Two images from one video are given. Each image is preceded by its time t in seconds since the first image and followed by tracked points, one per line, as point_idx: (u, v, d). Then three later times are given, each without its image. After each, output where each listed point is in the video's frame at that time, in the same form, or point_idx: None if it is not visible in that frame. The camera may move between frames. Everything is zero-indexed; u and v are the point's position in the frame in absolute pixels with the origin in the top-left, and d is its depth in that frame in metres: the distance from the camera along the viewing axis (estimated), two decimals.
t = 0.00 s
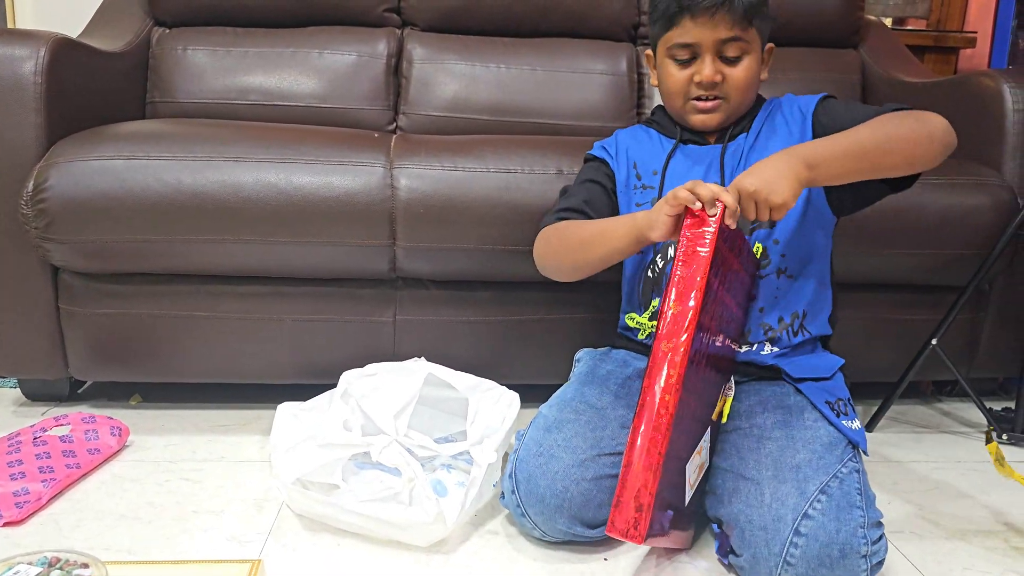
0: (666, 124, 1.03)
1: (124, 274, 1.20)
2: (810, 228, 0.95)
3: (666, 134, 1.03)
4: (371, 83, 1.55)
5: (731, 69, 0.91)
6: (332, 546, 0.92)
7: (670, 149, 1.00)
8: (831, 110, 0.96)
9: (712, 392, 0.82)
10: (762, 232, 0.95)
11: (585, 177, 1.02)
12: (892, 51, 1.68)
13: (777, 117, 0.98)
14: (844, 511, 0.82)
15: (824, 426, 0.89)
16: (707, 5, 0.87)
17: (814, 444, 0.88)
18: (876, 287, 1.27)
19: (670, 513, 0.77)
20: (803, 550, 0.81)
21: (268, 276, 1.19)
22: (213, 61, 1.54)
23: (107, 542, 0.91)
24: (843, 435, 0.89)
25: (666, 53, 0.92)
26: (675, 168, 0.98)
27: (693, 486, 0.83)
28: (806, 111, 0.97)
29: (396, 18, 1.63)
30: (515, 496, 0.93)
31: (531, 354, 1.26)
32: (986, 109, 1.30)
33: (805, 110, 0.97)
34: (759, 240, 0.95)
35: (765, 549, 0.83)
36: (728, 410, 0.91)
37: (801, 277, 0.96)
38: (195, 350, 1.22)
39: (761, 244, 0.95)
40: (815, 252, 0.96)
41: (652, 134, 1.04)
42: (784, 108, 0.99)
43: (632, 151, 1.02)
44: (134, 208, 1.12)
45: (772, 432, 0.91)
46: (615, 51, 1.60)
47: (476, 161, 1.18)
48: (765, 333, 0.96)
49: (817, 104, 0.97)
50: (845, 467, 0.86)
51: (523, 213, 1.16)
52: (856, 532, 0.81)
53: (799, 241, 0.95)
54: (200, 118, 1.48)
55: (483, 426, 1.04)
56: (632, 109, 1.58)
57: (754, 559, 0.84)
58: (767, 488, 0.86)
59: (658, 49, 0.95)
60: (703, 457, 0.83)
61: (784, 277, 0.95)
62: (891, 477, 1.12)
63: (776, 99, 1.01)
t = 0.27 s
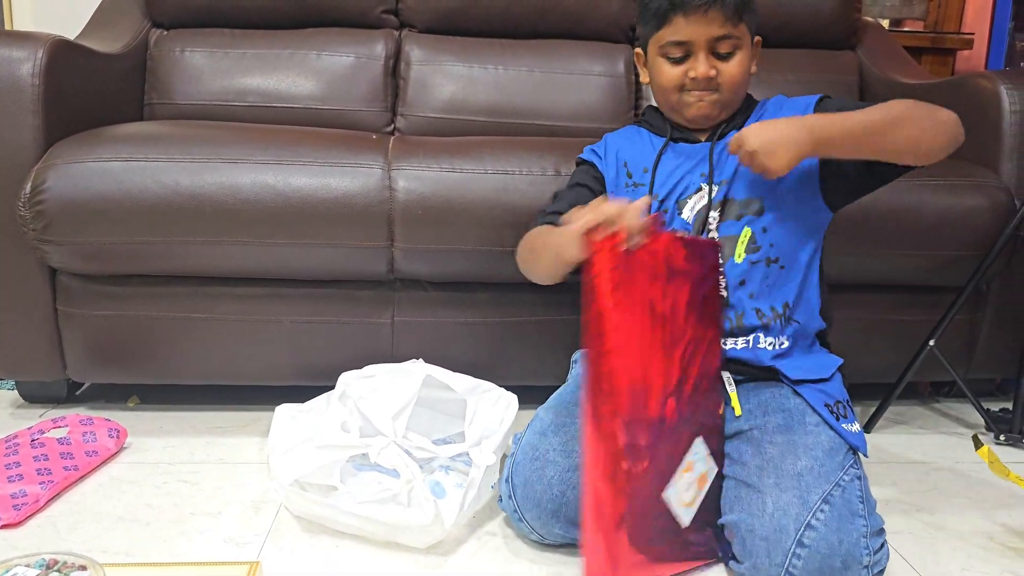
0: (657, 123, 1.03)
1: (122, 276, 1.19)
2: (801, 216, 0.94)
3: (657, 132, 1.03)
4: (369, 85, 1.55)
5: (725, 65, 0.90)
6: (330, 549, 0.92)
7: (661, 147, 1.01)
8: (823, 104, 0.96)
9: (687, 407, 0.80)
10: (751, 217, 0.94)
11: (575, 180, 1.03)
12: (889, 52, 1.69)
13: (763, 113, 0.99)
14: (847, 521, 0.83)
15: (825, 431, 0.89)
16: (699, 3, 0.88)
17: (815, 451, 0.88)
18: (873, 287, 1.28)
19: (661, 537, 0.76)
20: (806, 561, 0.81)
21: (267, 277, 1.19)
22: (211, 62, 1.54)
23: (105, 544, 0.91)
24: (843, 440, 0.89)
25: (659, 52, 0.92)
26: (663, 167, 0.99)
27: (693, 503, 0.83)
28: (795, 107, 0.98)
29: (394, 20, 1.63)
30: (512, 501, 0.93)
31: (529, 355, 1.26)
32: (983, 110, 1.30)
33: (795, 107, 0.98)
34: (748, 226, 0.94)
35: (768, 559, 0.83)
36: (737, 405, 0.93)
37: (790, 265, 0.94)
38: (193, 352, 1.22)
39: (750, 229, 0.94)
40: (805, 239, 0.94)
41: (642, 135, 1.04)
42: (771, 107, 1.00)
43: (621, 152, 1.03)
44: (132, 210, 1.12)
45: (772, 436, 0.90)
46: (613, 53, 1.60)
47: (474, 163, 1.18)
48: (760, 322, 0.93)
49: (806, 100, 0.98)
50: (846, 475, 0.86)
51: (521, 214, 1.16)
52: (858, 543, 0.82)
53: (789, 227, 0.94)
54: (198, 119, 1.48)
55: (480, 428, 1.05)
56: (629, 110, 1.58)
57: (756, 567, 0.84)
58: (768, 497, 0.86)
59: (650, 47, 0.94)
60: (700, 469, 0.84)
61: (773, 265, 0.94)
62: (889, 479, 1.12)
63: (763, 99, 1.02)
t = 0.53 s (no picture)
0: (666, 135, 1.04)
1: (120, 278, 1.20)
2: (815, 249, 0.98)
3: (665, 145, 1.03)
4: (367, 87, 1.55)
5: (711, 62, 0.90)
6: (328, 549, 0.93)
7: (670, 161, 1.01)
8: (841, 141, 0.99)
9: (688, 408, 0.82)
10: (777, 246, 0.96)
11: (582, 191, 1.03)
12: (886, 55, 1.69)
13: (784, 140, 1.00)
14: (843, 518, 0.83)
15: (823, 431, 0.90)
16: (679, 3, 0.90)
17: (814, 449, 0.88)
18: (871, 289, 1.28)
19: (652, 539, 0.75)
20: (802, 555, 0.81)
21: (265, 279, 1.19)
22: (210, 65, 1.54)
23: (104, 546, 0.91)
24: (841, 440, 0.89)
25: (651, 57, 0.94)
26: (669, 181, 0.99)
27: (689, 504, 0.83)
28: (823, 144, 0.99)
29: (392, 22, 1.63)
30: (511, 495, 0.94)
31: (527, 357, 1.26)
32: (979, 112, 1.31)
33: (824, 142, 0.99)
34: (773, 254, 0.96)
35: (764, 554, 0.83)
36: (733, 406, 0.94)
37: (801, 295, 0.98)
38: (192, 353, 1.22)
39: (775, 258, 0.96)
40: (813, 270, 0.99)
41: (651, 144, 1.04)
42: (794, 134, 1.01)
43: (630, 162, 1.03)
44: (130, 212, 1.12)
45: (772, 434, 0.91)
46: (611, 55, 1.61)
47: (472, 165, 1.18)
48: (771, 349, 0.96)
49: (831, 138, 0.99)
50: (843, 473, 0.86)
51: (519, 216, 1.16)
52: (855, 539, 0.81)
53: (806, 258, 0.98)
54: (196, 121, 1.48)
55: (479, 429, 1.05)
56: (627, 112, 1.58)
57: (752, 563, 0.84)
58: (766, 493, 0.86)
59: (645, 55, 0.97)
60: (695, 469, 0.85)
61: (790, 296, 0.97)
62: (886, 480, 1.13)
63: (780, 125, 1.03)
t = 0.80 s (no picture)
0: (673, 142, 1.02)
1: (118, 280, 1.19)
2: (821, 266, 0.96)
3: (673, 152, 1.02)
4: (365, 90, 1.55)
5: (734, 69, 0.89)
6: (328, 553, 0.92)
7: (677, 170, 0.99)
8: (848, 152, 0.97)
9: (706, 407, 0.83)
10: (784, 269, 0.95)
11: (593, 200, 1.02)
12: (884, 57, 1.69)
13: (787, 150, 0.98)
14: (841, 518, 0.83)
15: (821, 433, 0.90)
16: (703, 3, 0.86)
17: (812, 451, 0.88)
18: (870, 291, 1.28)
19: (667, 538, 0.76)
20: (800, 556, 0.81)
21: (263, 281, 1.19)
22: (209, 67, 1.54)
23: (102, 548, 0.91)
24: (839, 441, 0.89)
25: (670, 58, 0.91)
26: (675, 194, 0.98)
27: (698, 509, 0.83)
28: (827, 157, 0.96)
29: (391, 25, 1.63)
30: (510, 501, 0.94)
31: (526, 359, 1.26)
32: (977, 114, 1.31)
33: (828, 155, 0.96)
34: (779, 277, 0.95)
35: (762, 555, 0.83)
36: (733, 415, 0.94)
37: (812, 318, 0.96)
38: (190, 355, 1.22)
39: (782, 281, 0.95)
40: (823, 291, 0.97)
41: (658, 151, 1.03)
42: (796, 140, 0.99)
43: (636, 172, 1.02)
44: (128, 214, 1.12)
45: (771, 435, 0.91)
46: (610, 57, 1.61)
47: (470, 167, 1.18)
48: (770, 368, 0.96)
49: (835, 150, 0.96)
50: (841, 474, 0.86)
51: (518, 218, 1.16)
52: (852, 539, 0.82)
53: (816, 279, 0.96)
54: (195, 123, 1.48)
55: (478, 431, 1.05)
56: (626, 114, 1.58)
57: (750, 565, 0.84)
58: (764, 494, 0.86)
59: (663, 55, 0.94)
60: (706, 475, 0.85)
61: (799, 319, 0.96)
62: (885, 482, 1.13)
63: (788, 128, 1.01)
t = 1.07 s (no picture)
0: (669, 153, 1.02)
1: (117, 282, 1.19)
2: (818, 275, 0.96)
3: (668, 164, 1.02)
4: (364, 92, 1.56)
5: (730, 77, 0.89)
6: (327, 554, 0.92)
7: (672, 182, 1.00)
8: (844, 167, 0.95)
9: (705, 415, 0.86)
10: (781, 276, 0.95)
11: (589, 215, 1.03)
12: (882, 59, 1.70)
13: (784, 159, 0.97)
14: (839, 517, 0.83)
15: (819, 432, 0.90)
16: (699, 10, 0.87)
17: (811, 450, 0.88)
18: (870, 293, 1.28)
19: (648, 529, 0.78)
20: (798, 554, 0.81)
21: (262, 283, 1.19)
22: (208, 69, 1.54)
23: (101, 551, 0.91)
24: (838, 442, 0.90)
25: (667, 65, 0.92)
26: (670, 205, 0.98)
27: (687, 502, 0.83)
28: (825, 169, 0.95)
29: (389, 27, 1.63)
30: (509, 501, 0.94)
31: (525, 361, 1.26)
32: (975, 116, 1.31)
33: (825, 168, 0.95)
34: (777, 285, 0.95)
35: (760, 554, 0.82)
36: (732, 414, 0.94)
37: (812, 323, 0.96)
38: (189, 358, 1.22)
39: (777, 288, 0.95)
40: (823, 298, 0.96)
41: (654, 161, 1.03)
42: (794, 149, 0.97)
43: (632, 184, 1.02)
44: (127, 216, 1.12)
45: (769, 435, 0.91)
46: (608, 59, 1.61)
47: (469, 169, 1.18)
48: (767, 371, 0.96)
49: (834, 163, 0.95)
50: (840, 473, 0.86)
51: (517, 220, 1.16)
52: (850, 537, 0.82)
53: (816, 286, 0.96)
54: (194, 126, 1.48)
55: (477, 433, 1.06)
56: (625, 116, 1.59)
57: (749, 564, 0.83)
58: (763, 493, 0.86)
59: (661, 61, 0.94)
60: (696, 471, 0.85)
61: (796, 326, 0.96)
62: (884, 484, 1.13)
63: (784, 134, 1.00)
